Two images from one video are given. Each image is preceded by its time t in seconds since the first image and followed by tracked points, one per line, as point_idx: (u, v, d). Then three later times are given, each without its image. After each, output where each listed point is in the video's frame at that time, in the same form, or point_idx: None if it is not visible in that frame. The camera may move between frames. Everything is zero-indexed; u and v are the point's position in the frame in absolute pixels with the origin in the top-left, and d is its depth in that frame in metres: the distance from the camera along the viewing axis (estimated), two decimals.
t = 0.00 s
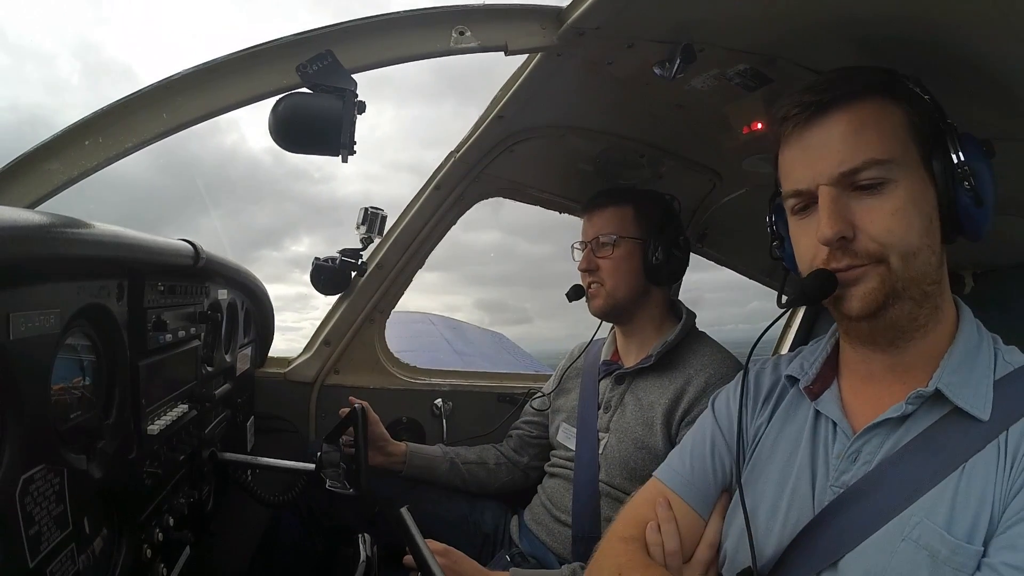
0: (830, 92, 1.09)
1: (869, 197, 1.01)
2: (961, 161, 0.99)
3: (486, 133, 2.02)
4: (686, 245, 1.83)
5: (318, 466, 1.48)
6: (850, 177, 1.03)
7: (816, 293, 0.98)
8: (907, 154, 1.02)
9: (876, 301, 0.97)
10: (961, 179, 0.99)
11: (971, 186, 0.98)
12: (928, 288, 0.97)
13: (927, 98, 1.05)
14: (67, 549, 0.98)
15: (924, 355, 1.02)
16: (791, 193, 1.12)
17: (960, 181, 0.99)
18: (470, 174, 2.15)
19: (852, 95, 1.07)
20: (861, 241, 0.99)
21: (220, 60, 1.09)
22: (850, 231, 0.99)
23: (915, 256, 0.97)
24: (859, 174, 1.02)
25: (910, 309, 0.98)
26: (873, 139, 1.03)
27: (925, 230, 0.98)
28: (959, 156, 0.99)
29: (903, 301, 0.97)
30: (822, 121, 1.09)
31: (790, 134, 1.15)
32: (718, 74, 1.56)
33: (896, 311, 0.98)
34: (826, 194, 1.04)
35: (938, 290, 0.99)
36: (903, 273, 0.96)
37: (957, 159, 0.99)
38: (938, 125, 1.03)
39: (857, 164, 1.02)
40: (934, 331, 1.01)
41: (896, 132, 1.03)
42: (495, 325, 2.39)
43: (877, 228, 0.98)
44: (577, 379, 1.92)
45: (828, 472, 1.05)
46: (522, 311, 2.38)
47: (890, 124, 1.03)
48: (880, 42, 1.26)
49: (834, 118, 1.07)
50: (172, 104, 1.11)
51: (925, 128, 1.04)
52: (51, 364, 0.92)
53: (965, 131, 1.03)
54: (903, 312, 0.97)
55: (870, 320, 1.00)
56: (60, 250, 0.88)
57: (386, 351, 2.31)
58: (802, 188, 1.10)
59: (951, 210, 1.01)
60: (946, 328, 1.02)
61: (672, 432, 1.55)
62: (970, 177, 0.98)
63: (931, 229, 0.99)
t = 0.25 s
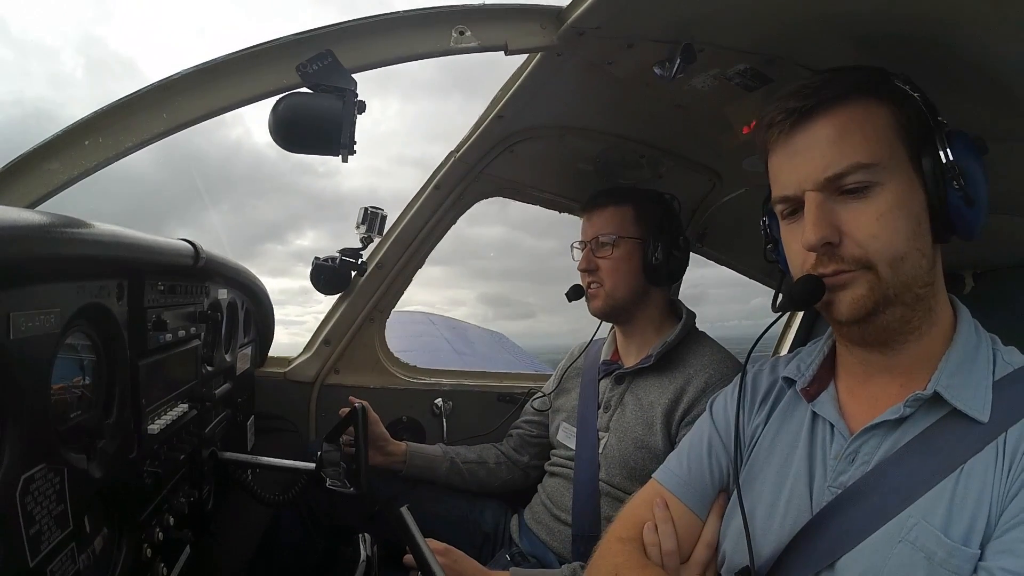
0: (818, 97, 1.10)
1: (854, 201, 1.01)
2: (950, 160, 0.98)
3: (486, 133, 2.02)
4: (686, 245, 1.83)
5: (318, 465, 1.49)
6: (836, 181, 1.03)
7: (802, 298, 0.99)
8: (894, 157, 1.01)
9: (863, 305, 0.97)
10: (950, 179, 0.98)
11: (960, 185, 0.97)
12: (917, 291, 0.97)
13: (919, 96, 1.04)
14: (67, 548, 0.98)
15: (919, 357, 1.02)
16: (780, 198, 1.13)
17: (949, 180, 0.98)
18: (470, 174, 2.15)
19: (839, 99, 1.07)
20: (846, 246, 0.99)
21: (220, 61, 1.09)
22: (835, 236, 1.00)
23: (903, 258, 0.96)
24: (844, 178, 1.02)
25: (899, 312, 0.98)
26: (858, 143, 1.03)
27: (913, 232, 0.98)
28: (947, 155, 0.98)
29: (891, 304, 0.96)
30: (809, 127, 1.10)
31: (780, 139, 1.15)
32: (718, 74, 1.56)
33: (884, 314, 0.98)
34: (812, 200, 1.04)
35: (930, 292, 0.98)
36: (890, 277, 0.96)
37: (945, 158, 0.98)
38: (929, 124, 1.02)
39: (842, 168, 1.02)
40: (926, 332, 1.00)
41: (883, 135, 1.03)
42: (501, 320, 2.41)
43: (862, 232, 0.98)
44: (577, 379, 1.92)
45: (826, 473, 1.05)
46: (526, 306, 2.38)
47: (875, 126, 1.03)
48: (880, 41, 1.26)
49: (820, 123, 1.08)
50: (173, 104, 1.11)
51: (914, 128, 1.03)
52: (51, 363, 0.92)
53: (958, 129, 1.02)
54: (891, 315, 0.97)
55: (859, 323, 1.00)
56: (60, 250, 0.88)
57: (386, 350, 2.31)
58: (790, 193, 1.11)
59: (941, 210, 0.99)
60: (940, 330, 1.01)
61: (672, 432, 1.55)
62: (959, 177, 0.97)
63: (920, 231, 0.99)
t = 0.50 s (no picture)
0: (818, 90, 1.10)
1: (833, 192, 1.02)
2: (938, 163, 0.95)
3: (486, 133, 2.02)
4: (687, 246, 1.83)
5: (318, 466, 1.48)
6: (819, 172, 1.05)
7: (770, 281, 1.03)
8: (883, 154, 1.01)
9: (831, 293, 1.00)
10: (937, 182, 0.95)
11: (945, 186, 0.94)
12: (893, 289, 0.97)
13: (928, 93, 1.03)
14: (67, 550, 0.98)
15: (908, 354, 1.02)
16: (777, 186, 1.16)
17: (933, 181, 0.95)
18: (470, 174, 2.15)
19: (837, 93, 1.07)
20: (818, 236, 1.02)
21: (221, 61, 1.09)
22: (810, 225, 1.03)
23: (875, 252, 0.97)
24: (827, 170, 1.04)
25: (871, 306, 0.99)
26: (847, 138, 1.03)
27: (892, 228, 0.98)
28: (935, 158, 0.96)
29: (859, 296, 0.98)
30: (806, 119, 1.11)
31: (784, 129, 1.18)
32: (718, 75, 1.56)
33: (854, 306, 0.99)
34: (795, 189, 1.07)
35: (913, 292, 0.98)
36: (859, 271, 0.97)
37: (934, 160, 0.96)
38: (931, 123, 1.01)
39: (825, 160, 1.04)
40: (912, 328, 1.00)
41: (874, 130, 1.02)
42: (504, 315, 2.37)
43: (836, 223, 1.00)
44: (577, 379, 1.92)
45: (829, 474, 1.05)
46: (530, 301, 2.36)
47: (867, 120, 1.03)
48: (880, 41, 1.26)
49: (815, 115, 1.09)
50: (172, 105, 1.11)
51: (913, 124, 1.02)
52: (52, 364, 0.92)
53: (963, 130, 0.98)
54: (864, 306, 0.99)
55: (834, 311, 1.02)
56: (60, 250, 0.88)
57: (386, 351, 2.31)
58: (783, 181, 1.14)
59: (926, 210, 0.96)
60: (930, 328, 1.01)
61: (672, 432, 1.55)
62: (945, 179, 0.94)
63: (902, 231, 0.98)
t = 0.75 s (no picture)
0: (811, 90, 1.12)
1: (804, 196, 1.07)
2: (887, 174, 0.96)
3: (486, 133, 2.02)
4: (688, 246, 1.83)
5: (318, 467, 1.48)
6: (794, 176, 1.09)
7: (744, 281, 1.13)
8: (851, 159, 1.02)
9: (798, 290, 1.07)
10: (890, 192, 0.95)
11: (892, 195, 0.94)
12: (858, 290, 1.00)
13: (910, 87, 0.99)
14: (67, 549, 0.98)
15: (898, 353, 1.02)
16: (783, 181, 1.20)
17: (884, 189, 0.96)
18: (470, 174, 2.15)
19: (824, 94, 1.08)
20: (790, 236, 1.08)
21: (221, 61, 1.09)
22: (784, 227, 1.09)
23: (832, 256, 1.01)
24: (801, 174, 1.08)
25: (840, 303, 1.03)
26: (821, 142, 1.06)
27: (854, 232, 1.00)
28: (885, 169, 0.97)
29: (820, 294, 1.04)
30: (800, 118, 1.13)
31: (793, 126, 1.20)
32: (717, 74, 1.56)
33: (824, 302, 1.05)
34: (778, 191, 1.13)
35: (886, 294, 0.99)
36: (818, 271, 1.02)
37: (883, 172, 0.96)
38: (907, 123, 0.98)
39: (798, 165, 1.08)
40: (893, 327, 1.01)
41: (843, 133, 1.04)
42: (509, 307, 2.34)
43: (802, 227, 1.05)
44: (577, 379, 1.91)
45: (832, 473, 1.05)
46: (536, 293, 2.34)
47: (841, 123, 1.04)
48: (880, 41, 1.26)
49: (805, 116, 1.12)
50: (172, 104, 1.11)
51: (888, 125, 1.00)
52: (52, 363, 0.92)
53: (934, 133, 0.94)
54: (832, 305, 1.04)
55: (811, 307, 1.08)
56: (59, 250, 0.88)
57: (385, 351, 2.31)
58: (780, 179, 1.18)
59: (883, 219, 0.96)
60: (917, 327, 1.00)
61: (672, 432, 1.55)
62: (891, 188, 0.94)
63: (860, 234, 0.99)
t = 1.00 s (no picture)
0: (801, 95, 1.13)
1: (793, 197, 1.08)
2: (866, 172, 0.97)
3: (486, 132, 2.02)
4: (688, 245, 1.83)
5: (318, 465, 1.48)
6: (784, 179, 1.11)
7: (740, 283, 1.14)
8: (837, 161, 1.03)
9: (791, 290, 1.07)
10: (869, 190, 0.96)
11: (871, 195, 0.94)
12: (848, 288, 1.00)
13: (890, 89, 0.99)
14: (67, 548, 0.98)
15: (893, 350, 1.02)
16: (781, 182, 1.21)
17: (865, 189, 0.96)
18: (470, 174, 2.15)
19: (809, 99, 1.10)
20: (782, 237, 1.09)
21: (221, 60, 1.09)
22: (775, 228, 1.10)
23: (820, 255, 1.02)
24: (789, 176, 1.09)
25: (833, 302, 1.04)
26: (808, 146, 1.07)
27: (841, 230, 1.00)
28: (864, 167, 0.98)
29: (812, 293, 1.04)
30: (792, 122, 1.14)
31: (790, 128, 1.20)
32: (717, 74, 1.56)
33: (817, 301, 1.05)
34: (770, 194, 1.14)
35: (878, 292, 0.99)
36: (809, 271, 1.03)
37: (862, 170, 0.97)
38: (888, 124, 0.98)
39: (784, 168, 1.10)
40: (886, 324, 1.01)
41: (826, 135, 1.05)
42: (514, 302, 2.34)
43: (792, 228, 1.06)
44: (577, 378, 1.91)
45: (831, 471, 1.05)
46: (540, 288, 2.34)
47: (825, 125, 1.06)
48: (881, 40, 1.26)
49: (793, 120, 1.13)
50: (173, 103, 1.11)
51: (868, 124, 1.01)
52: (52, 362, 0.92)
53: (912, 131, 0.94)
54: (825, 303, 1.04)
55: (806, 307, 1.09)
56: (58, 249, 0.88)
57: (385, 350, 2.31)
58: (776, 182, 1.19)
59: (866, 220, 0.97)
60: (910, 324, 1.00)
61: (671, 431, 1.55)
62: (869, 186, 0.95)
63: (848, 234, 1.00)
